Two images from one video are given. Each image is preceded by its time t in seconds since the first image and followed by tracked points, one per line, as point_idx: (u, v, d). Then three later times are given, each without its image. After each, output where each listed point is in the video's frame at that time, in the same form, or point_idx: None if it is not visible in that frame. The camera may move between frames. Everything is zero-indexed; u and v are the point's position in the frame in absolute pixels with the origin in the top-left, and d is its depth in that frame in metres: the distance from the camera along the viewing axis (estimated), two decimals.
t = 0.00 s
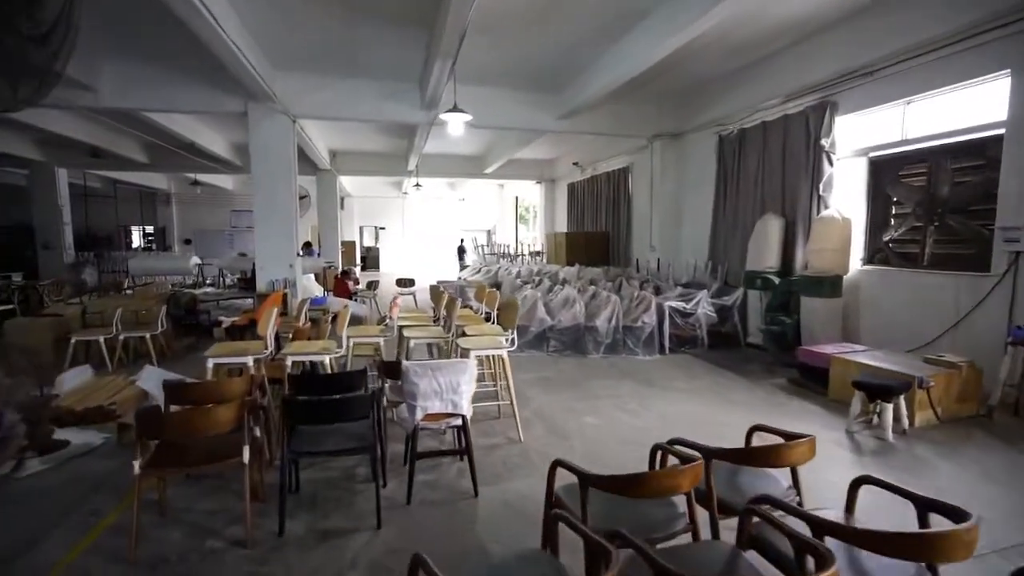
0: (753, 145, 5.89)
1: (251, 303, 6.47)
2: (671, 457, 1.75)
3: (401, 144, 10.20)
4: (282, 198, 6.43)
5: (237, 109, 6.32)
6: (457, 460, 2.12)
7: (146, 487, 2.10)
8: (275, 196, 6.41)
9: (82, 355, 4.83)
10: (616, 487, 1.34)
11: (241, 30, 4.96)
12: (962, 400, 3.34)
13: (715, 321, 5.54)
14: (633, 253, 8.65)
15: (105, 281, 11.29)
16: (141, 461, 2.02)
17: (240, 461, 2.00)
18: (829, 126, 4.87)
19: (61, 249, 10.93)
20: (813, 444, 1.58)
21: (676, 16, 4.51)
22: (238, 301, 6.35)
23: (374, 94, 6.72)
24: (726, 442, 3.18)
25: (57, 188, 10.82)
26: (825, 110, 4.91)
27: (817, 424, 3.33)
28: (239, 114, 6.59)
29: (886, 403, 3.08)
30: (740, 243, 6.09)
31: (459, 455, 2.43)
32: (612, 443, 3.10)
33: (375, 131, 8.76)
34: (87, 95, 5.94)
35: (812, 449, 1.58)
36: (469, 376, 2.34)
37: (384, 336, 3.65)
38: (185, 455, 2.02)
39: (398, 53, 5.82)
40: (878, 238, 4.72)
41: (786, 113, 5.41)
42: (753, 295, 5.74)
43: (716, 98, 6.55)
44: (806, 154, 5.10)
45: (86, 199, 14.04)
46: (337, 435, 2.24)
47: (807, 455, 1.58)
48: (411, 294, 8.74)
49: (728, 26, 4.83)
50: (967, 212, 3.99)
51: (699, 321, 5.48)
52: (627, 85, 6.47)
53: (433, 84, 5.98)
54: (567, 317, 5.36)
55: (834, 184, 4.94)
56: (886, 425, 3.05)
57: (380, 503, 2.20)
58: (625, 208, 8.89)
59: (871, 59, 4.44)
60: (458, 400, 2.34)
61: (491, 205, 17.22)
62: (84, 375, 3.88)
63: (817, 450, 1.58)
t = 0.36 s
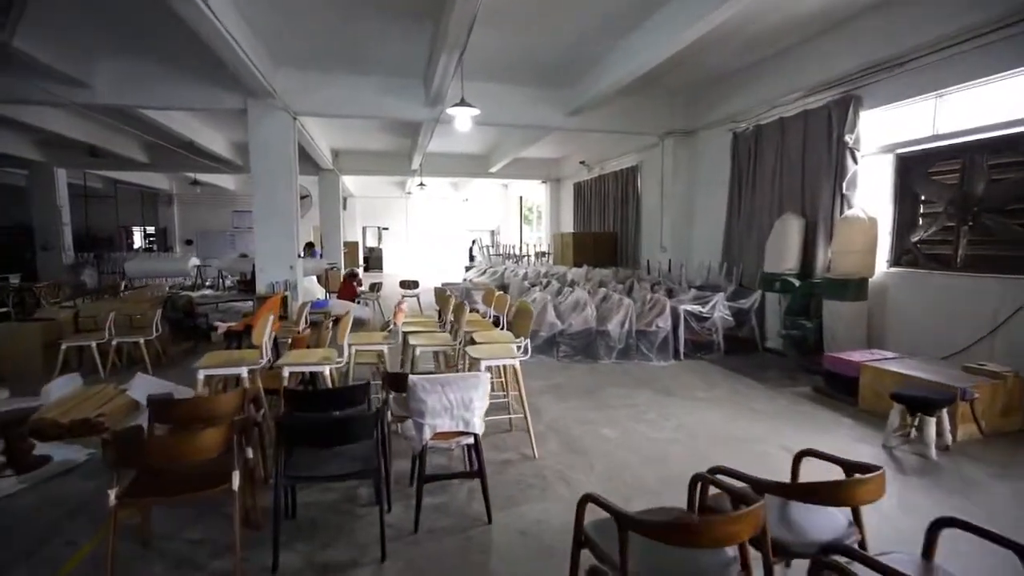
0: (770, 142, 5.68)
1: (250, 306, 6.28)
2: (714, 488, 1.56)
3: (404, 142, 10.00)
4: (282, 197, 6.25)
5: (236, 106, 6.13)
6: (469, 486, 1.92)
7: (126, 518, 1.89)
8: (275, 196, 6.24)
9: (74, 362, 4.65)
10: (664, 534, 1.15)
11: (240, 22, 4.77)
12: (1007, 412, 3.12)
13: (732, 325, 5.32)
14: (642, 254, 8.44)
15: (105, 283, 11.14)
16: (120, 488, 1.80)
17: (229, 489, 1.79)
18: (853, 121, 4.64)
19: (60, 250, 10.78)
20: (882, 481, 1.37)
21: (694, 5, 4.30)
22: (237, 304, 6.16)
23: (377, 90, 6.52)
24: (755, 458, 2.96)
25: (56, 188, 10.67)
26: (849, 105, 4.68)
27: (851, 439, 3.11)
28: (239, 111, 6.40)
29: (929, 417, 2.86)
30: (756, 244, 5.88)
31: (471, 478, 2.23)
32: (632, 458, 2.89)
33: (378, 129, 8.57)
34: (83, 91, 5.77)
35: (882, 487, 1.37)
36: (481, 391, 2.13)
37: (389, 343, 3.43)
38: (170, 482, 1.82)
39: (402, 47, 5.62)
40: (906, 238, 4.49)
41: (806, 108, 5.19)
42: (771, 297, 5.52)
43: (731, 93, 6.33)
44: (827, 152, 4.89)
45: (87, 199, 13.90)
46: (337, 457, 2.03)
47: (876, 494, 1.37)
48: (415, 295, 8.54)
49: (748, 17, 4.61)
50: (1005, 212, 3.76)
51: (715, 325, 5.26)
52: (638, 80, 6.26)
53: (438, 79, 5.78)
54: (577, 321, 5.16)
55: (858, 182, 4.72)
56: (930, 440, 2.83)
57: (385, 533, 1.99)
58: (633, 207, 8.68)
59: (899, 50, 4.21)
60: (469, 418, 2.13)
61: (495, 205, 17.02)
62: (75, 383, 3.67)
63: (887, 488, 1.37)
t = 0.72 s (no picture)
0: (789, 139, 5.46)
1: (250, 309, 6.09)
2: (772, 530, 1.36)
3: (408, 141, 9.81)
4: (283, 196, 6.07)
5: (235, 102, 5.94)
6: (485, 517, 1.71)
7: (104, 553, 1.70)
8: (276, 197, 6.06)
9: (66, 367, 4.47)
10: None
11: (238, 13, 4.57)
12: None
13: (751, 330, 5.11)
14: (652, 255, 8.23)
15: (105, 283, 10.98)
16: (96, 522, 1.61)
17: (218, 523, 1.59)
18: (880, 116, 4.42)
19: (60, 250, 10.63)
20: (981, 533, 1.17)
21: None
22: (236, 306, 5.97)
23: (381, 86, 6.31)
24: (790, 476, 2.74)
25: (56, 187, 10.50)
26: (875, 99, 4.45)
27: (890, 455, 2.90)
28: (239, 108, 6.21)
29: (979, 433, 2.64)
30: (773, 245, 5.66)
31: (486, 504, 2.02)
32: (657, 477, 2.67)
33: (381, 126, 8.36)
34: (78, 87, 5.59)
35: (981, 539, 1.16)
36: (498, 410, 1.93)
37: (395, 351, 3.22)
38: (152, 515, 1.62)
39: (406, 41, 5.41)
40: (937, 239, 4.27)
41: (828, 104, 4.97)
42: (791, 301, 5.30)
43: (747, 89, 6.12)
44: (849, 150, 4.69)
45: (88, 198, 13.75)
46: (339, 484, 1.82)
47: (974, 548, 1.16)
48: (419, 297, 8.35)
49: (770, 7, 4.40)
50: None
51: (733, 329, 5.05)
52: (650, 75, 6.06)
53: (444, 73, 5.57)
54: (590, 325, 4.95)
55: (885, 180, 4.50)
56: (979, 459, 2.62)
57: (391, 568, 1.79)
58: (643, 207, 8.47)
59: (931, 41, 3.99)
60: (485, 440, 1.93)
61: (500, 205, 16.81)
62: (64, 392, 3.49)
63: (987, 541, 1.16)
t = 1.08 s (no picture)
0: (810, 135, 5.23)
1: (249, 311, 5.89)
2: None
3: (413, 139, 9.61)
4: (284, 194, 5.87)
5: (234, 97, 5.74)
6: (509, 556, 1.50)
7: None
8: (277, 196, 5.86)
9: (56, 374, 4.27)
10: None
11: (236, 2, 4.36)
12: None
13: (772, 334, 4.88)
14: (663, 255, 8.01)
15: (105, 284, 10.81)
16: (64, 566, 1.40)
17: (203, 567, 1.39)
18: (912, 110, 4.19)
19: (59, 250, 10.47)
20: None
21: None
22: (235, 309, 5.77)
23: (385, 81, 6.10)
24: (831, 496, 2.52)
25: (54, 186, 10.32)
26: (907, 91, 4.22)
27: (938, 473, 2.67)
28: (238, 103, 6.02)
29: None
30: (793, 245, 5.44)
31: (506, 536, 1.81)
32: (687, 497, 2.46)
33: (385, 123, 8.15)
34: (72, 81, 5.40)
35: None
36: (520, 431, 1.71)
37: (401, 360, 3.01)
38: (129, 556, 1.42)
39: (412, 33, 5.20)
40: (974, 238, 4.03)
41: (854, 97, 4.74)
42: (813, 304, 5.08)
43: (765, 83, 5.89)
44: (877, 146, 4.46)
45: (88, 198, 13.59)
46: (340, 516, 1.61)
47: None
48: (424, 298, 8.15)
49: None
50: None
51: (753, 334, 4.82)
52: (664, 69, 5.84)
53: (451, 67, 5.36)
54: (604, 329, 4.73)
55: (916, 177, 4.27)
56: None
57: None
58: (653, 206, 8.25)
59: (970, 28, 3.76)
60: (505, 465, 1.72)
61: (504, 205, 16.60)
62: (50, 402, 3.27)
63: None
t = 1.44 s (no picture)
0: (831, 129, 4.99)
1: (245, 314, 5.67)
2: None
3: (415, 136, 9.39)
4: (282, 192, 5.67)
5: (230, 92, 5.53)
6: None
7: None
8: (275, 194, 5.65)
9: (42, 380, 4.07)
10: None
11: None
12: None
13: (792, 338, 4.64)
14: (672, 255, 7.79)
15: (103, 285, 10.63)
16: None
17: None
18: (945, 101, 3.94)
19: (56, 251, 10.29)
20: None
21: None
22: (231, 312, 5.56)
23: (387, 75, 5.88)
24: (876, 520, 2.30)
25: (50, 185, 10.13)
26: (938, 81, 3.96)
27: (991, 496, 2.45)
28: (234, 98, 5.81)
29: None
30: (812, 244, 5.20)
31: None
32: (718, 524, 2.23)
33: (387, 119, 7.93)
34: (61, 75, 5.20)
35: None
36: (538, 456, 1.50)
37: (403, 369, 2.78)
38: None
39: (415, 25, 4.98)
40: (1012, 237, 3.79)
41: (879, 88, 4.50)
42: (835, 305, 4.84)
43: (782, 76, 5.65)
44: (904, 140, 4.22)
45: (86, 198, 13.41)
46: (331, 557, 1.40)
47: None
48: (427, 300, 7.95)
49: None
50: None
51: (773, 338, 4.58)
52: (675, 62, 5.60)
53: (455, 60, 5.14)
54: (616, 333, 4.50)
55: (948, 172, 4.03)
56: None
57: None
58: (663, 204, 8.02)
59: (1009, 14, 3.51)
60: (523, 495, 1.51)
61: (508, 204, 16.37)
62: (28, 412, 3.04)
63: None
